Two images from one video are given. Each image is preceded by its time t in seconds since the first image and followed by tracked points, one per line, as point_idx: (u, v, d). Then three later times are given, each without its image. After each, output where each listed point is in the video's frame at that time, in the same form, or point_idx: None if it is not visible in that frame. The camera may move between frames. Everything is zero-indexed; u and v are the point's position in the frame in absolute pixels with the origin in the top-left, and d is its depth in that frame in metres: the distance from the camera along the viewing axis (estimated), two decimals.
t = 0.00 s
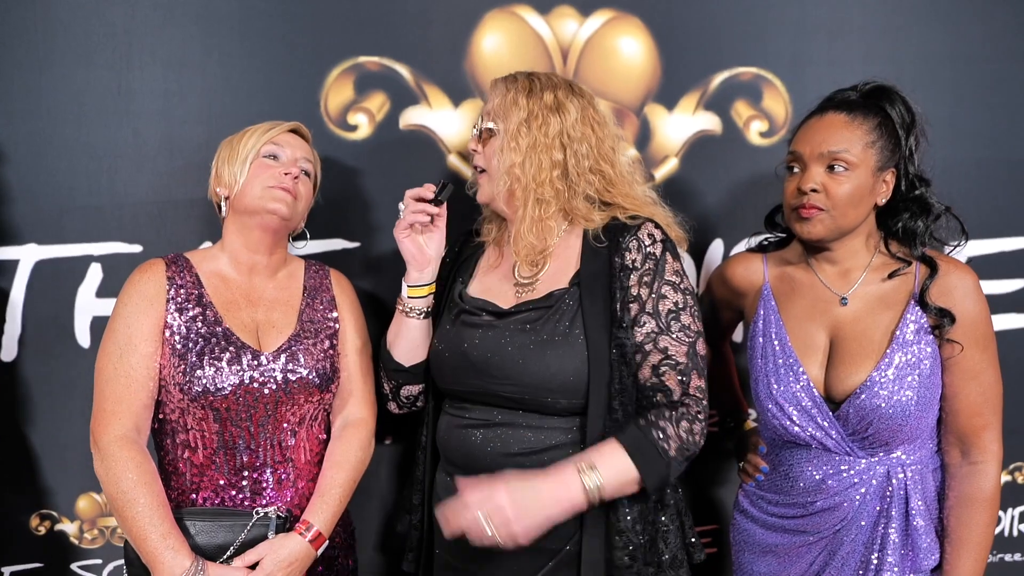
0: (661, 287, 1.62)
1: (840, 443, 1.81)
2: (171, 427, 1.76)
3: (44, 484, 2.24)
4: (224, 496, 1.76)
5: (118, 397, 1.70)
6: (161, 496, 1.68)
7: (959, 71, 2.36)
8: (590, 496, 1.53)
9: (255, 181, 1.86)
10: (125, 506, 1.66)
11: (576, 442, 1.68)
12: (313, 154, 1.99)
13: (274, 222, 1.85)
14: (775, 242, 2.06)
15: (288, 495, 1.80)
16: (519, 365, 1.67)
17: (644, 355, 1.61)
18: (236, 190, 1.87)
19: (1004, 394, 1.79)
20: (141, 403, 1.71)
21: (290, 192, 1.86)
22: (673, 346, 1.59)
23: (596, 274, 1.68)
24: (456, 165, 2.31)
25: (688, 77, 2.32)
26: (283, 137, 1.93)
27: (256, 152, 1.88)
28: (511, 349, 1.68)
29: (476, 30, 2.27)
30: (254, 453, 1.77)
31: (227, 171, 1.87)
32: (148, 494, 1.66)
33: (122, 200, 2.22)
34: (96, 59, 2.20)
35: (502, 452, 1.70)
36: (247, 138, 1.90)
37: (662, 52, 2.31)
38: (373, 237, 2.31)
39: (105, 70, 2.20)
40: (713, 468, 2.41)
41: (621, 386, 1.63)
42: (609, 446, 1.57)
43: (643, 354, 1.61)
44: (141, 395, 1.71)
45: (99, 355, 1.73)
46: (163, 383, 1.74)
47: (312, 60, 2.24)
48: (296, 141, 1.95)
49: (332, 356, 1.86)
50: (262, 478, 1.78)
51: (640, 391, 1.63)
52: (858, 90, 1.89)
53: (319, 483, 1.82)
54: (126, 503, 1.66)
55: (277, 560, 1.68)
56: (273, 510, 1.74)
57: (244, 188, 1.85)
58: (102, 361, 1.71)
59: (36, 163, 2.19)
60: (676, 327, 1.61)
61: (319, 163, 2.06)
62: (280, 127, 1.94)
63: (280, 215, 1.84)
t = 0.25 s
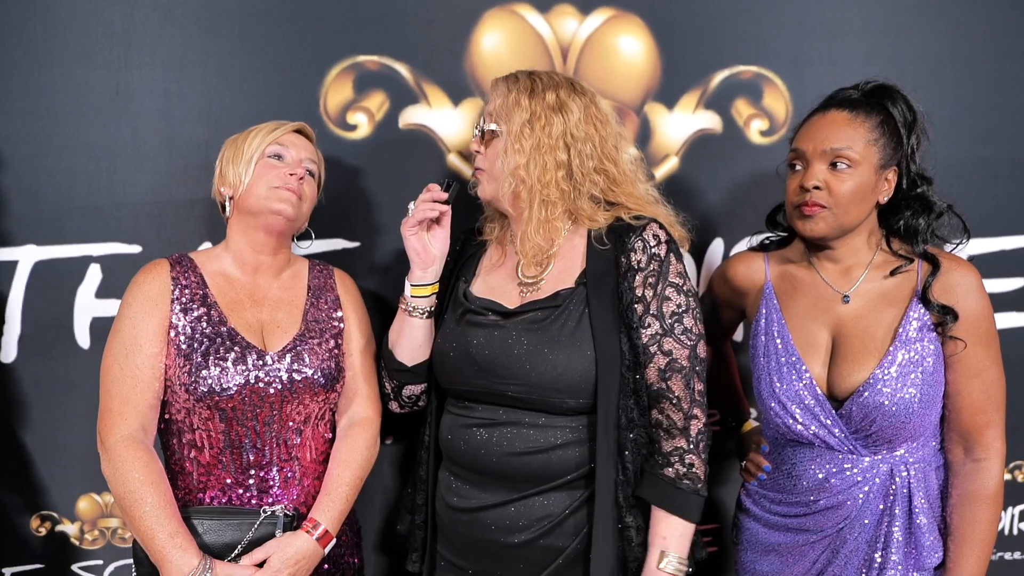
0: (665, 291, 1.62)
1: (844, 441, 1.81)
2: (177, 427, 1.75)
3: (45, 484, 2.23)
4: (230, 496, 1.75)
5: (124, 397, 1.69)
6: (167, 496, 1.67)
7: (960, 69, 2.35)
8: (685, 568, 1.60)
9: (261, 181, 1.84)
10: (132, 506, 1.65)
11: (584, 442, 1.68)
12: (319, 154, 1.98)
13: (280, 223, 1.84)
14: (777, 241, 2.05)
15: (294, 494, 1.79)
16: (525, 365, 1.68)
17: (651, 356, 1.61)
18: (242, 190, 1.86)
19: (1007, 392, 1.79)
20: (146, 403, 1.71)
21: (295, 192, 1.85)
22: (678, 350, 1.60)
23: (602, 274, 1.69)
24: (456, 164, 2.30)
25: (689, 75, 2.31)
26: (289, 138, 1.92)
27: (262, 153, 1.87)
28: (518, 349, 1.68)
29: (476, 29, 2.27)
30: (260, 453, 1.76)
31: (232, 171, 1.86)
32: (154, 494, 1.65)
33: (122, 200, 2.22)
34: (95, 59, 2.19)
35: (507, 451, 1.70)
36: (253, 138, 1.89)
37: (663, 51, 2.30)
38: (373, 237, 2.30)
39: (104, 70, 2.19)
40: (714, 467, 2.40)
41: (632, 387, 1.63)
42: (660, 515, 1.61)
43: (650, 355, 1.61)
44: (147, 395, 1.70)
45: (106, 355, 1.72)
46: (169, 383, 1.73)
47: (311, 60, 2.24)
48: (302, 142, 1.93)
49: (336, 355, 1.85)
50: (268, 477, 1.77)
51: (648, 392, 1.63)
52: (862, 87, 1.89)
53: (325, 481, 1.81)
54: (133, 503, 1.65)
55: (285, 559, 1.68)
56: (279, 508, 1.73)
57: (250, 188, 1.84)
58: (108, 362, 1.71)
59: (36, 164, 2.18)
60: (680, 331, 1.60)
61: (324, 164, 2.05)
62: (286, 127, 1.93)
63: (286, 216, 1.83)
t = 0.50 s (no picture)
0: (669, 289, 1.63)
1: (845, 439, 1.81)
2: (184, 425, 1.75)
3: (44, 482, 2.23)
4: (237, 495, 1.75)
5: (132, 394, 1.69)
6: (175, 493, 1.67)
7: (960, 68, 2.35)
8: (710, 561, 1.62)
9: (267, 180, 1.84)
10: (140, 504, 1.65)
11: (587, 439, 1.68)
12: (324, 153, 1.98)
13: (285, 222, 1.84)
14: (777, 240, 2.05)
15: (301, 492, 1.79)
16: (530, 363, 1.68)
17: (661, 355, 1.62)
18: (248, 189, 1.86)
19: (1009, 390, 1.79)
20: (154, 401, 1.71)
21: (301, 192, 1.85)
22: (686, 347, 1.61)
23: (604, 273, 1.69)
24: (457, 163, 2.29)
25: (690, 74, 2.31)
26: (295, 136, 1.92)
27: (268, 152, 1.87)
28: (522, 348, 1.68)
29: (477, 27, 2.27)
30: (267, 451, 1.76)
31: (238, 170, 1.86)
32: (162, 492, 1.65)
33: (123, 198, 2.21)
34: (96, 57, 2.19)
35: (510, 449, 1.69)
36: (259, 137, 1.89)
37: (664, 50, 2.30)
38: (374, 235, 2.30)
39: (105, 68, 2.19)
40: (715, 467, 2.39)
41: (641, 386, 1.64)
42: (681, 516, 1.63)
43: (659, 354, 1.62)
44: (154, 393, 1.70)
45: (113, 353, 1.72)
46: (176, 382, 1.73)
47: (313, 58, 2.24)
48: (308, 141, 1.93)
49: (342, 353, 1.85)
50: (275, 475, 1.77)
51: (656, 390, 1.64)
52: (864, 87, 1.89)
53: (333, 478, 1.81)
54: (141, 500, 1.65)
55: (292, 558, 1.67)
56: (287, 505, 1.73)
57: (256, 187, 1.84)
58: (115, 359, 1.71)
59: (37, 161, 2.18)
60: (687, 329, 1.62)
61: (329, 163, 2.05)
62: (292, 126, 1.93)
63: (292, 215, 1.83)
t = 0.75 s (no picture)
0: (670, 288, 1.62)
1: (846, 438, 1.81)
2: (188, 423, 1.74)
3: (42, 481, 2.22)
4: (240, 493, 1.74)
5: (135, 392, 1.68)
6: (178, 491, 1.66)
7: (962, 69, 2.36)
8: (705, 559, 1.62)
9: (272, 177, 1.84)
10: (143, 502, 1.64)
11: (587, 438, 1.68)
12: (329, 151, 1.97)
13: (290, 220, 1.84)
14: (779, 240, 2.06)
15: (305, 490, 1.78)
16: (531, 361, 1.67)
17: (661, 354, 1.61)
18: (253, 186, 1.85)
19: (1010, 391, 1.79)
20: (157, 399, 1.70)
21: (306, 190, 1.85)
22: (685, 346, 1.61)
23: (603, 273, 1.69)
24: (459, 162, 2.29)
25: (692, 73, 2.31)
26: (300, 134, 1.91)
27: (274, 149, 1.86)
28: (523, 346, 1.68)
29: (479, 25, 2.26)
30: (270, 449, 1.75)
31: (243, 167, 1.86)
32: (165, 489, 1.64)
33: (123, 195, 2.20)
34: (96, 53, 2.18)
35: (510, 447, 1.69)
36: (264, 134, 1.88)
37: (666, 49, 2.30)
38: (375, 233, 2.29)
39: (105, 64, 2.18)
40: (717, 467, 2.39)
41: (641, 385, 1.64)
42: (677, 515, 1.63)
43: (659, 354, 1.62)
44: (157, 391, 1.70)
45: (116, 351, 1.71)
46: (179, 379, 1.72)
47: (314, 55, 2.23)
48: (312, 139, 1.92)
49: (346, 351, 1.84)
50: (278, 474, 1.76)
51: (656, 389, 1.64)
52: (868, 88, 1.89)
53: (336, 476, 1.80)
54: (144, 498, 1.64)
55: (294, 556, 1.67)
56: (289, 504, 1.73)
57: (261, 184, 1.83)
58: (118, 356, 1.70)
59: (36, 157, 2.17)
60: (688, 328, 1.61)
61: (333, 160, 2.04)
62: (298, 124, 1.92)
63: (296, 214, 1.83)
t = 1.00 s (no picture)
0: (671, 285, 1.61)
1: (846, 435, 1.80)
2: (186, 420, 1.73)
3: (38, 478, 2.21)
4: (239, 490, 1.73)
5: (133, 388, 1.67)
6: (177, 488, 1.65)
7: (963, 65, 2.35)
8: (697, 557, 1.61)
9: (273, 173, 1.82)
10: (141, 499, 1.63)
11: (588, 435, 1.67)
12: (329, 147, 1.96)
13: (290, 217, 1.83)
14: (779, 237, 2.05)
15: (304, 487, 1.78)
16: (531, 357, 1.67)
17: (662, 352, 1.61)
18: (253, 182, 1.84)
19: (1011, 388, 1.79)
20: (156, 395, 1.69)
21: (307, 186, 1.83)
22: (686, 343, 1.59)
23: (607, 270, 1.67)
24: (458, 158, 2.28)
25: (692, 69, 2.30)
26: (301, 130, 1.90)
27: (274, 144, 1.85)
28: (524, 342, 1.67)
29: (478, 20, 2.25)
30: (269, 446, 1.74)
31: (243, 162, 1.84)
32: (164, 486, 1.63)
33: (120, 190, 2.19)
34: (93, 47, 2.16)
35: (511, 443, 1.69)
36: (263, 129, 1.87)
37: (666, 44, 2.29)
38: (374, 230, 2.28)
39: (101, 59, 2.17)
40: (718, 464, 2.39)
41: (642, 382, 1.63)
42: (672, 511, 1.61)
43: (660, 351, 1.61)
44: (156, 387, 1.68)
45: (114, 346, 1.70)
46: (178, 376, 1.71)
47: (312, 50, 2.22)
48: (313, 134, 1.91)
49: (346, 348, 1.83)
50: (278, 471, 1.75)
51: (657, 386, 1.63)
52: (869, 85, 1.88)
53: (335, 474, 1.80)
54: (142, 495, 1.63)
55: (292, 554, 1.66)
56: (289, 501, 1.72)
57: (261, 180, 1.82)
58: (116, 352, 1.69)
59: (32, 152, 2.16)
60: (688, 326, 1.60)
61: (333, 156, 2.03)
62: (299, 119, 1.91)
63: (296, 210, 1.81)
